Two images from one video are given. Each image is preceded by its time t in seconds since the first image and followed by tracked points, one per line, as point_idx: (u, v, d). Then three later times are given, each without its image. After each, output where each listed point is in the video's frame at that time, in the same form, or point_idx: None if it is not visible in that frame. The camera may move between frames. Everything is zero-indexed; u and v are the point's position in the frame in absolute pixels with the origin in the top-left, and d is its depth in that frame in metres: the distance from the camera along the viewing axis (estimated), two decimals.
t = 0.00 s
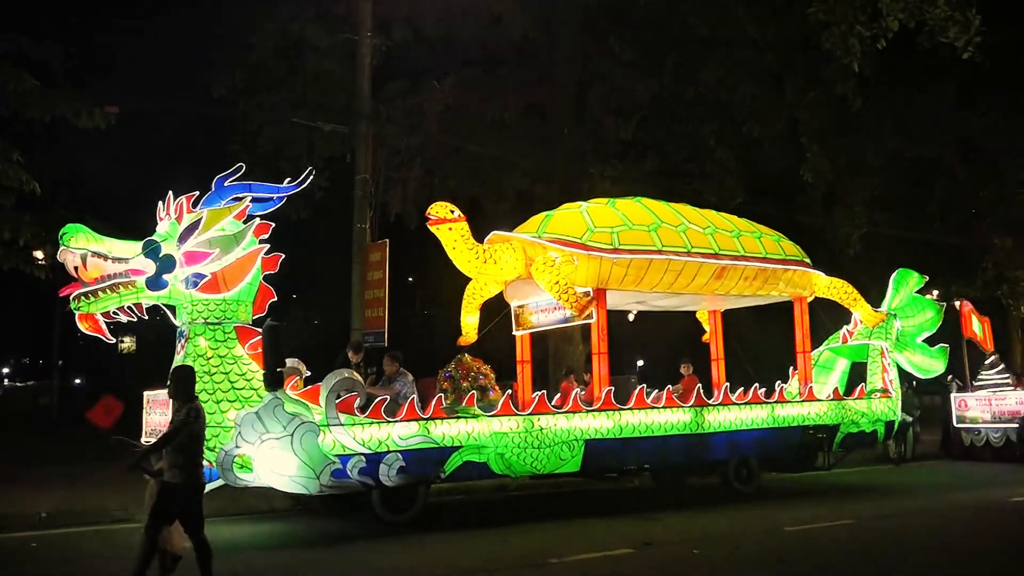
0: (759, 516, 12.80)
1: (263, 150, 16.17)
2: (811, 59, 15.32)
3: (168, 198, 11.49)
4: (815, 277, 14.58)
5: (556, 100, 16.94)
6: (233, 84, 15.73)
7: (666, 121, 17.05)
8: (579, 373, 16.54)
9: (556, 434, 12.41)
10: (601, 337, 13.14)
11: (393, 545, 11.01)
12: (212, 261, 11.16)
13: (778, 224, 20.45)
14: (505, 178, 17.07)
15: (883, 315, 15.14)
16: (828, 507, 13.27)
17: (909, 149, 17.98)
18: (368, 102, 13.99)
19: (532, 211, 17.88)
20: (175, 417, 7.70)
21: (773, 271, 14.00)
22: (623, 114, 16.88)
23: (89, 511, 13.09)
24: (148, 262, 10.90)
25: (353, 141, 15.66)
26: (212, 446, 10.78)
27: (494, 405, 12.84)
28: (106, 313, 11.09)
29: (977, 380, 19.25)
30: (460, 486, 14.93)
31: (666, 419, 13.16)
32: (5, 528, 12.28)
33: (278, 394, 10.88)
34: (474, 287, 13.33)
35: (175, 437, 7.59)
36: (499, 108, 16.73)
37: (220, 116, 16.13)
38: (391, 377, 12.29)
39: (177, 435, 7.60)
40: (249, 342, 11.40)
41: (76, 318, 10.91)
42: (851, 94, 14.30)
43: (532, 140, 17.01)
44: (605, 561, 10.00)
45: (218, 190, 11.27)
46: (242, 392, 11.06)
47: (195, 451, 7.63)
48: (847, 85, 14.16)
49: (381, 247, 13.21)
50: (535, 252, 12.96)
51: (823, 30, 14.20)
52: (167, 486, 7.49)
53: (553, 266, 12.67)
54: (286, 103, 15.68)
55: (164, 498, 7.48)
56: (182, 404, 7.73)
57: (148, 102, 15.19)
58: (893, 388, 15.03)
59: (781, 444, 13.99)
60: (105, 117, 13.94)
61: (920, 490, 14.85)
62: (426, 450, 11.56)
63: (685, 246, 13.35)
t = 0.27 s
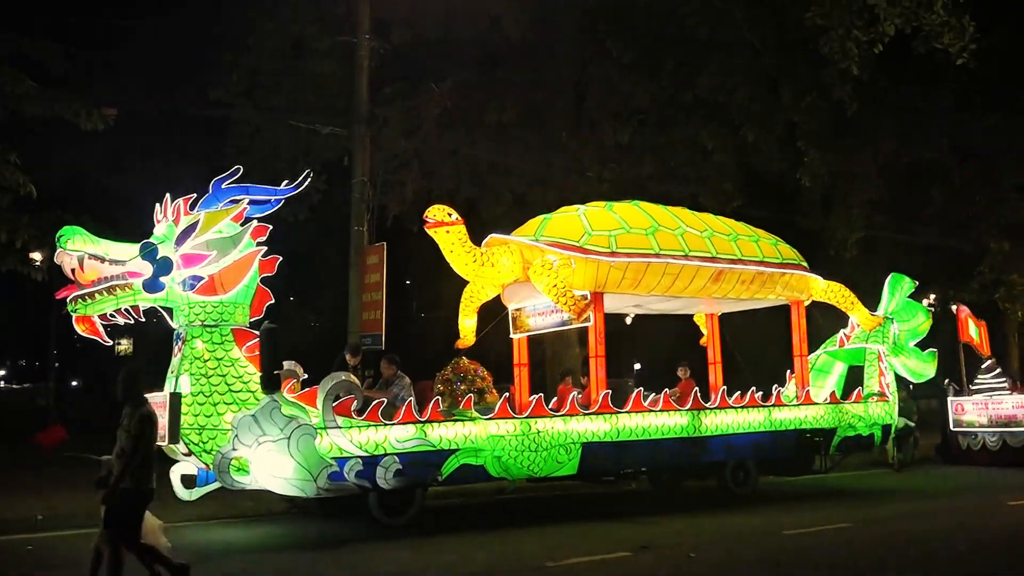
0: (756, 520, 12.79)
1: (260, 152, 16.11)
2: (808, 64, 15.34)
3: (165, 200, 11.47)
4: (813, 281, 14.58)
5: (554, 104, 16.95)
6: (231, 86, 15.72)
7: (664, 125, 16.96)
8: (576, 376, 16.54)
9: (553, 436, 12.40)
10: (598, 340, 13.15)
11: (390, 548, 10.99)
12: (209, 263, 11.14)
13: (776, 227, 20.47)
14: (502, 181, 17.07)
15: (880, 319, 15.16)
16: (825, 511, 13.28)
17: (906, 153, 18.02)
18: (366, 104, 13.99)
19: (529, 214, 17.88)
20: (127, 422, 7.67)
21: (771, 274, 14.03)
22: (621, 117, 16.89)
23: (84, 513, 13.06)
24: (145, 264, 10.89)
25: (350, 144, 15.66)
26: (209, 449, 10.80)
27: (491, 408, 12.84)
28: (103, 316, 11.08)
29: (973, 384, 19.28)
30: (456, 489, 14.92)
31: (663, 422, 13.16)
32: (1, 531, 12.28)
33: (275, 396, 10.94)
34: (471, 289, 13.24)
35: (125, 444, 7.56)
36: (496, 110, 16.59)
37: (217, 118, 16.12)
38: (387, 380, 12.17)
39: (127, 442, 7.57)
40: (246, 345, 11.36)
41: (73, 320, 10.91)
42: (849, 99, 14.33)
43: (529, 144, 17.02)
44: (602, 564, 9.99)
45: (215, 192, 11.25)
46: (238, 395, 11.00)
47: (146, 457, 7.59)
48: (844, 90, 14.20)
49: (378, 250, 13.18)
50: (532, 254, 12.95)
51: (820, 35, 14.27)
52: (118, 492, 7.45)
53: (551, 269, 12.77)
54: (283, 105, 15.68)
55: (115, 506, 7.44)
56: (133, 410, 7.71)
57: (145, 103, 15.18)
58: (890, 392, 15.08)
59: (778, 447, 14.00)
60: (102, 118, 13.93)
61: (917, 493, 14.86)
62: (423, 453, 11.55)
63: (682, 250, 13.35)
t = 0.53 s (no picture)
0: (751, 522, 12.80)
1: (254, 153, 16.06)
2: (807, 64, 15.79)
3: (160, 202, 11.46)
4: (808, 283, 14.56)
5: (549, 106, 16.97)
6: (226, 87, 15.71)
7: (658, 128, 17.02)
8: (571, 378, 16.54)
9: (548, 439, 12.39)
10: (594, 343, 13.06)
11: (385, 550, 10.96)
12: (204, 265, 11.13)
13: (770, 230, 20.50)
14: (497, 183, 17.08)
15: (874, 321, 15.29)
16: (819, 513, 13.28)
17: (899, 156, 18.08)
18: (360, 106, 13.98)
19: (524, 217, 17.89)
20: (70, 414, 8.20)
21: (765, 276, 14.06)
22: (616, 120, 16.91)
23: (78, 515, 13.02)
24: (139, 266, 10.86)
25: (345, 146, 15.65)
26: (203, 451, 10.80)
27: (486, 411, 12.83)
28: (97, 318, 11.06)
29: (967, 387, 19.32)
30: (450, 491, 14.90)
31: (658, 424, 13.17)
32: None
33: (269, 398, 10.88)
34: (466, 292, 13.30)
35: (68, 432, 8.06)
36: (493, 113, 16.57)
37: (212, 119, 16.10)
38: (384, 382, 12.17)
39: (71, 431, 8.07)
40: (241, 347, 11.36)
41: (66, 322, 10.89)
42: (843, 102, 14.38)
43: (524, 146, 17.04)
44: (596, 566, 9.97)
45: (210, 194, 11.23)
46: (233, 397, 10.97)
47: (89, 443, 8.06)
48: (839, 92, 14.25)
49: (374, 252, 13.22)
50: (527, 257, 12.88)
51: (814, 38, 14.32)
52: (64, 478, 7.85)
53: (549, 271, 12.67)
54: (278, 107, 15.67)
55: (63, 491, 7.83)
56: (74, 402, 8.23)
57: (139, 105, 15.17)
58: (884, 394, 15.07)
59: (773, 449, 14.01)
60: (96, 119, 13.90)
61: (911, 495, 14.88)
62: (417, 455, 11.52)
63: (677, 252, 13.39)
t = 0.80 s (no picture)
0: (745, 523, 12.82)
1: (249, 152, 16.00)
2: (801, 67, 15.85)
3: (154, 202, 11.44)
4: (802, 284, 14.58)
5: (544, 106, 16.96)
6: (221, 87, 15.66)
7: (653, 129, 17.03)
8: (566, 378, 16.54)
9: (542, 439, 12.39)
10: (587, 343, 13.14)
11: (380, 551, 10.95)
12: (198, 265, 11.07)
13: (764, 231, 20.53)
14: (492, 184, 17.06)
15: (868, 322, 15.29)
16: (812, 514, 13.32)
17: (893, 157, 18.13)
18: (356, 106, 13.96)
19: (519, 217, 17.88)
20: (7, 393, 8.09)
21: (759, 278, 14.06)
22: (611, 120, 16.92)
23: (71, 515, 12.97)
24: (133, 265, 10.87)
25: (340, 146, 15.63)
26: (197, 451, 10.77)
27: (481, 411, 12.82)
28: (90, 317, 11.04)
29: (960, 388, 19.38)
30: (444, 491, 14.89)
31: (652, 425, 13.18)
32: None
33: (263, 398, 10.89)
34: (460, 293, 13.17)
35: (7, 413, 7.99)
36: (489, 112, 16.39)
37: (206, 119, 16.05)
38: (379, 383, 12.14)
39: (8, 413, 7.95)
40: (235, 347, 11.29)
41: (59, 321, 10.85)
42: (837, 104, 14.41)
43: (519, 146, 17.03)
44: (591, 566, 10.00)
45: (203, 194, 11.19)
46: (226, 397, 10.94)
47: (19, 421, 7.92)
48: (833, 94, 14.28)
49: (368, 251, 13.08)
50: (522, 257, 12.90)
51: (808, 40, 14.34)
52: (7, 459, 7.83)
53: (546, 271, 12.66)
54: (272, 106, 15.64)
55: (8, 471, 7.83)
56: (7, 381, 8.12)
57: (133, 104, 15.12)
58: (877, 395, 15.11)
59: (766, 450, 14.04)
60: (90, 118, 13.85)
61: (904, 496, 14.92)
62: (411, 455, 11.51)
63: (671, 253, 13.41)
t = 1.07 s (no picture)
0: (741, 522, 12.83)
1: (245, 150, 15.94)
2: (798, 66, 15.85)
3: (149, 200, 11.41)
4: (797, 283, 14.62)
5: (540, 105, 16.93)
6: (216, 85, 15.61)
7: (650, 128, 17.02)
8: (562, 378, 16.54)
9: (537, 438, 12.39)
10: (583, 342, 13.17)
11: (375, 550, 10.94)
12: (193, 263, 11.07)
13: (760, 231, 20.53)
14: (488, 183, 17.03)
15: (862, 322, 15.45)
16: (807, 513, 13.33)
17: (889, 157, 18.14)
18: (352, 105, 13.93)
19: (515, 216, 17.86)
20: None
21: (755, 277, 14.10)
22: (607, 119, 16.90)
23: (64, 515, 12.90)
24: (128, 263, 10.79)
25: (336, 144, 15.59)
26: (192, 449, 10.80)
27: (475, 410, 12.81)
28: (85, 315, 11.05)
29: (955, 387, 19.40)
30: (440, 490, 14.88)
31: (647, 424, 13.19)
32: None
33: (258, 397, 10.82)
34: (456, 292, 13.36)
35: None
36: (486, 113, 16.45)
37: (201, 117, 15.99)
38: (374, 382, 12.13)
39: None
40: (230, 345, 11.35)
41: (55, 319, 10.89)
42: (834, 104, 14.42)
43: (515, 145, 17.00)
44: (585, 566, 9.99)
45: (200, 192, 11.21)
46: (221, 395, 11.00)
47: None
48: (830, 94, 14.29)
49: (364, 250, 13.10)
50: (518, 256, 12.85)
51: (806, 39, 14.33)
52: None
53: (545, 270, 12.57)
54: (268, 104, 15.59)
55: None
56: None
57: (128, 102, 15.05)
58: (872, 395, 15.23)
59: (761, 449, 14.05)
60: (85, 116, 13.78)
61: (898, 496, 14.95)
62: (406, 454, 11.49)
63: (667, 252, 13.41)
